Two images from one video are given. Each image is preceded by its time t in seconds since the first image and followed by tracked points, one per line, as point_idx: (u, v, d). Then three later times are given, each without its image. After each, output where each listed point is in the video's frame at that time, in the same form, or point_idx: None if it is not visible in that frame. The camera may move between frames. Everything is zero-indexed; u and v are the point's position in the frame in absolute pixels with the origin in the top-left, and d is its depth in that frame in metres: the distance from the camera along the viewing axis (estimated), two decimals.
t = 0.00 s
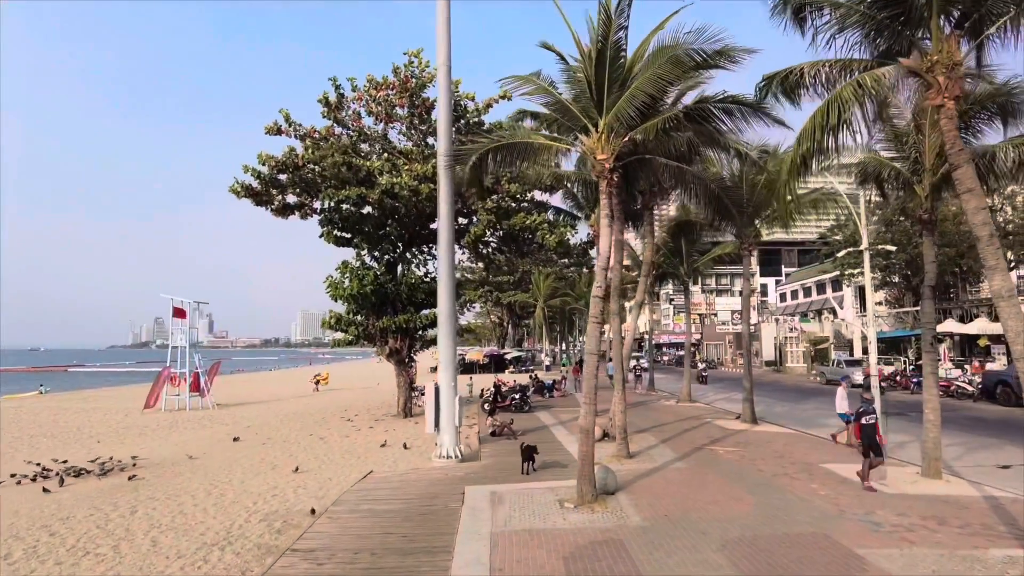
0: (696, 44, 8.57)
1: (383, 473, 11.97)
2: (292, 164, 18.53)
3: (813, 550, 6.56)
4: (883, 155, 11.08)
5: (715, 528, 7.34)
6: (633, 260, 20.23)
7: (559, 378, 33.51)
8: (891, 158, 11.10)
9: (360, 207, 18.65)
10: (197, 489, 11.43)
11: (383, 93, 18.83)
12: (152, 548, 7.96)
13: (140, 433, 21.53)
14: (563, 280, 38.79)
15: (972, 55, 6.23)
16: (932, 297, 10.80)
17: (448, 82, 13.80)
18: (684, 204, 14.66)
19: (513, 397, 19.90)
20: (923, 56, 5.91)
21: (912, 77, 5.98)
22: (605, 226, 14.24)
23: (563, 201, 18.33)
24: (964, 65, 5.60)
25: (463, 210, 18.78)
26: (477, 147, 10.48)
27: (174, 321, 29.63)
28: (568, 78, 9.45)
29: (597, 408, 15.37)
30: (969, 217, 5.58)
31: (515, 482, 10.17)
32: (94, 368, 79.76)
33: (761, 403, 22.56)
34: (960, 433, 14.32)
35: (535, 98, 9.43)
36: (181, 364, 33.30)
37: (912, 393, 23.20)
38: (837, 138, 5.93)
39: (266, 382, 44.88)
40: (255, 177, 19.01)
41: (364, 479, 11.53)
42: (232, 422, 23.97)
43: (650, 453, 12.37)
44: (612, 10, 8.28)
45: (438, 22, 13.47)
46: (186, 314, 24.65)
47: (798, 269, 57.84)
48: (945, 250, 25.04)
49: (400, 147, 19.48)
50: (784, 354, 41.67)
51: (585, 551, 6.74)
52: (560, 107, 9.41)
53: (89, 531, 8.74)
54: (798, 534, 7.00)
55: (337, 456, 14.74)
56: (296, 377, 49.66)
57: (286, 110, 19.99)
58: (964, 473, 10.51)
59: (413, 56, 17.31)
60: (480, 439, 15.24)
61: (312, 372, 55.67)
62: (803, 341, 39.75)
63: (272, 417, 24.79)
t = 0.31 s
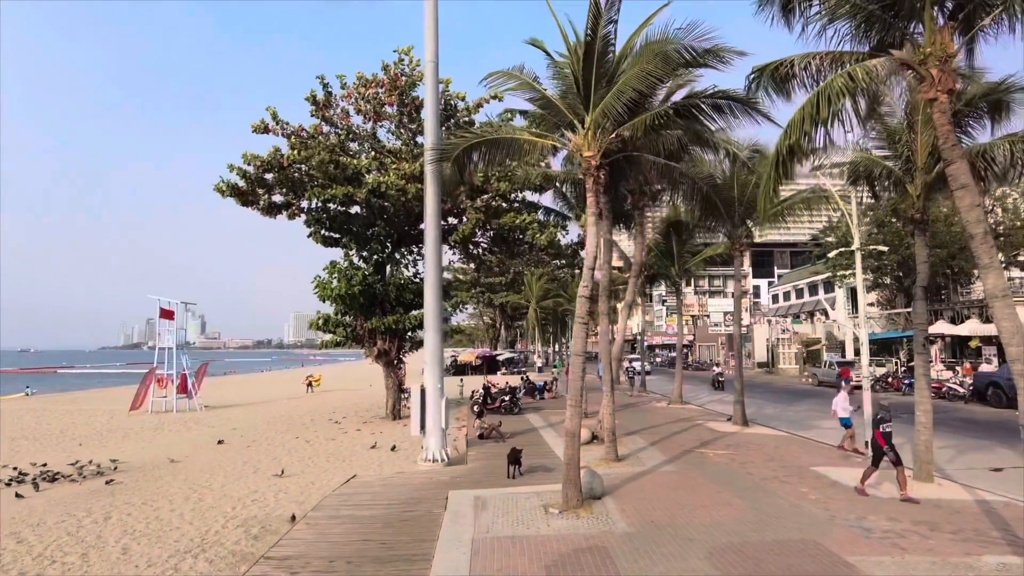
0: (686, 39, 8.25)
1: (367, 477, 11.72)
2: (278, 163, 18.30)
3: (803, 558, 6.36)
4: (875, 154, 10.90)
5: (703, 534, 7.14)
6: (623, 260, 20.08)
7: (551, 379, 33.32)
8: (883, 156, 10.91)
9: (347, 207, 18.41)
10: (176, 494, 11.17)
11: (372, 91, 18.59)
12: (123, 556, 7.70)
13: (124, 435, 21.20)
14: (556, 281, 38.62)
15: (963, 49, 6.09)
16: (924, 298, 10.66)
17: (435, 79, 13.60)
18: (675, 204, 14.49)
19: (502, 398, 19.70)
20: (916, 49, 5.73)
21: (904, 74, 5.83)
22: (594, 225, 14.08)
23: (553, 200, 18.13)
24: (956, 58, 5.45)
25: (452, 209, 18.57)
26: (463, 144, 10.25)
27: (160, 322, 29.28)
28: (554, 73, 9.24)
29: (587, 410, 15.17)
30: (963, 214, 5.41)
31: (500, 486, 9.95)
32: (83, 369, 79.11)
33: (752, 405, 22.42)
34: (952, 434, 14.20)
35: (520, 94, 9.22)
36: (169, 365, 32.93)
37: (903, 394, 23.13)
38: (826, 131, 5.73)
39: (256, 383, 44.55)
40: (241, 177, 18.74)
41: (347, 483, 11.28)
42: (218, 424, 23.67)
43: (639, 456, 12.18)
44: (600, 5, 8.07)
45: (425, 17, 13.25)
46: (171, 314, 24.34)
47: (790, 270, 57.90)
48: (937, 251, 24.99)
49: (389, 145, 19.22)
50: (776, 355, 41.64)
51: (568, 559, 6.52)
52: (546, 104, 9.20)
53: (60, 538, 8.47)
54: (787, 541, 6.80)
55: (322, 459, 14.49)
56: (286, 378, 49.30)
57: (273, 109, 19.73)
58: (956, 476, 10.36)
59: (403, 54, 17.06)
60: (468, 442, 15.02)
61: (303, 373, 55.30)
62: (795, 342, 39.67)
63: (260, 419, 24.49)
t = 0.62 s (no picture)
0: (671, 31, 8.01)
1: (347, 478, 11.49)
2: (260, 159, 17.99)
3: (786, 560, 6.21)
4: (862, 150, 10.77)
5: (685, 537, 7.00)
6: (611, 258, 19.93)
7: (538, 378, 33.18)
8: (869, 153, 10.79)
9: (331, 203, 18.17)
10: (149, 495, 10.89)
11: (357, 86, 18.31)
12: (88, 561, 7.45)
13: (102, 435, 20.84)
14: (544, 280, 38.48)
15: (950, 41, 5.95)
16: (910, 295, 10.58)
17: (419, 72, 13.37)
18: (662, 201, 14.34)
19: (488, 398, 19.51)
20: (902, 39, 5.57)
21: (895, 61, 5.66)
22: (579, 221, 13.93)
23: (539, 196, 17.95)
24: (942, 50, 5.29)
25: (437, 206, 18.33)
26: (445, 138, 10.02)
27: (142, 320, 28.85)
28: (537, 65, 9.04)
29: (572, 409, 15.00)
30: (950, 208, 5.26)
31: (481, 487, 9.75)
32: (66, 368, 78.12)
33: (739, 404, 22.38)
34: (936, 433, 14.15)
35: (502, 85, 9.01)
36: (151, 364, 32.48)
37: (889, 393, 23.16)
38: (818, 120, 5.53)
39: (241, 383, 44.12)
40: (223, 172, 18.42)
41: (325, 484, 11.06)
42: (200, 424, 23.33)
43: (623, 456, 12.02)
44: None
45: (408, 9, 13.02)
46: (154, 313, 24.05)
47: (777, 270, 58.12)
48: (923, 250, 25.05)
49: (374, 141, 18.94)
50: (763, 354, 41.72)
51: (546, 563, 6.34)
52: (529, 96, 9.00)
53: (23, 542, 8.18)
54: (770, 543, 6.65)
55: (302, 460, 14.22)
56: (273, 378, 48.85)
57: (256, 103, 19.42)
58: (941, 475, 10.28)
59: (388, 48, 16.81)
60: (451, 442, 14.81)
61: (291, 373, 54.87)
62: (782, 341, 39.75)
63: (242, 418, 24.16)
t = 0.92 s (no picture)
0: (661, 21, 7.81)
1: (332, 479, 11.27)
2: (246, 154, 17.72)
3: (777, 565, 6.04)
4: (856, 146, 10.57)
5: (674, 540, 6.81)
6: (603, 255, 19.75)
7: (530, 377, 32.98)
8: (864, 149, 10.59)
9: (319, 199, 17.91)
10: (129, 497, 10.65)
11: (346, 80, 18.04)
12: (59, 567, 7.22)
13: (87, 435, 20.53)
14: (537, 277, 38.28)
15: (949, 28, 5.73)
16: (904, 293, 10.42)
17: (407, 66, 13.14)
18: (653, 198, 14.15)
19: (478, 397, 19.31)
20: (899, 25, 5.35)
21: (891, 48, 5.46)
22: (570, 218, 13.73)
23: (530, 193, 17.75)
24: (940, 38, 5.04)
25: (427, 203, 18.10)
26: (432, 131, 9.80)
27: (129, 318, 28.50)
28: (525, 57, 8.83)
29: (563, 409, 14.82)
30: (946, 201, 5.02)
31: (468, 488, 9.55)
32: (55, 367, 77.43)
33: (731, 403, 22.23)
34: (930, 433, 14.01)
35: (489, 77, 8.80)
36: (139, 362, 32.14)
37: (882, 392, 23.06)
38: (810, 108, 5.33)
39: (232, 381, 43.77)
40: (209, 167, 18.14)
41: (310, 485, 10.83)
42: (187, 423, 23.04)
43: (614, 456, 11.84)
44: None
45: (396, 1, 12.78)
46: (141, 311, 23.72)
47: (770, 268, 58.10)
48: (916, 249, 24.97)
49: (364, 137, 18.67)
50: (756, 353, 41.66)
51: (531, 568, 6.14)
52: (517, 89, 8.81)
53: None
54: (762, 547, 6.47)
55: (288, 460, 13.98)
56: (264, 377, 48.49)
57: (243, 98, 19.13)
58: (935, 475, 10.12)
59: (376, 42, 16.55)
60: (440, 442, 14.60)
61: (282, 372, 54.51)
62: (775, 340, 39.70)
63: (230, 418, 23.88)
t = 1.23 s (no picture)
0: (656, 3, 7.58)
1: (323, 472, 11.10)
2: (238, 142, 17.48)
3: (772, 561, 5.86)
4: (857, 133, 10.30)
5: (667, 535, 6.63)
6: (600, 246, 19.55)
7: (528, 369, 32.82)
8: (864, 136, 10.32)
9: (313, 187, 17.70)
10: (116, 489, 10.48)
11: (339, 69, 17.75)
12: (37, 562, 7.06)
13: (81, 427, 20.38)
14: (535, 269, 38.05)
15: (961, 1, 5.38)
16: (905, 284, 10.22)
17: (399, 52, 12.89)
18: (651, 187, 13.93)
19: (474, 389, 19.16)
20: None
21: (895, 26, 5.22)
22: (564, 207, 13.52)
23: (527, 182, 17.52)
24: (948, 11, 4.75)
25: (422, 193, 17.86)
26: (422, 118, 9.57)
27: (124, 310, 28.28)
28: (518, 41, 8.60)
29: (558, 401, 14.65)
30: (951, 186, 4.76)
31: (460, 482, 9.38)
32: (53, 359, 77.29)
33: (730, 395, 22.07)
34: (929, 426, 13.85)
35: (480, 62, 8.56)
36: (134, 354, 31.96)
37: (881, 384, 22.90)
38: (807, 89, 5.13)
39: (229, 373, 43.63)
40: (201, 157, 17.89)
41: (300, 478, 10.66)
42: (182, 415, 22.89)
43: (609, 448, 11.68)
44: None
45: None
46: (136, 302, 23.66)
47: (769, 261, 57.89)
48: (916, 241, 24.74)
49: (358, 126, 18.40)
50: (755, 345, 41.49)
51: (520, 564, 5.95)
52: (508, 74, 8.57)
53: None
54: (757, 543, 6.29)
55: (280, 452, 13.83)
56: (262, 369, 48.40)
57: (236, 86, 18.87)
58: (935, 469, 9.95)
59: (369, 30, 16.26)
60: (435, 434, 14.44)
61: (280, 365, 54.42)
62: (774, 332, 39.57)
63: (225, 410, 23.73)
